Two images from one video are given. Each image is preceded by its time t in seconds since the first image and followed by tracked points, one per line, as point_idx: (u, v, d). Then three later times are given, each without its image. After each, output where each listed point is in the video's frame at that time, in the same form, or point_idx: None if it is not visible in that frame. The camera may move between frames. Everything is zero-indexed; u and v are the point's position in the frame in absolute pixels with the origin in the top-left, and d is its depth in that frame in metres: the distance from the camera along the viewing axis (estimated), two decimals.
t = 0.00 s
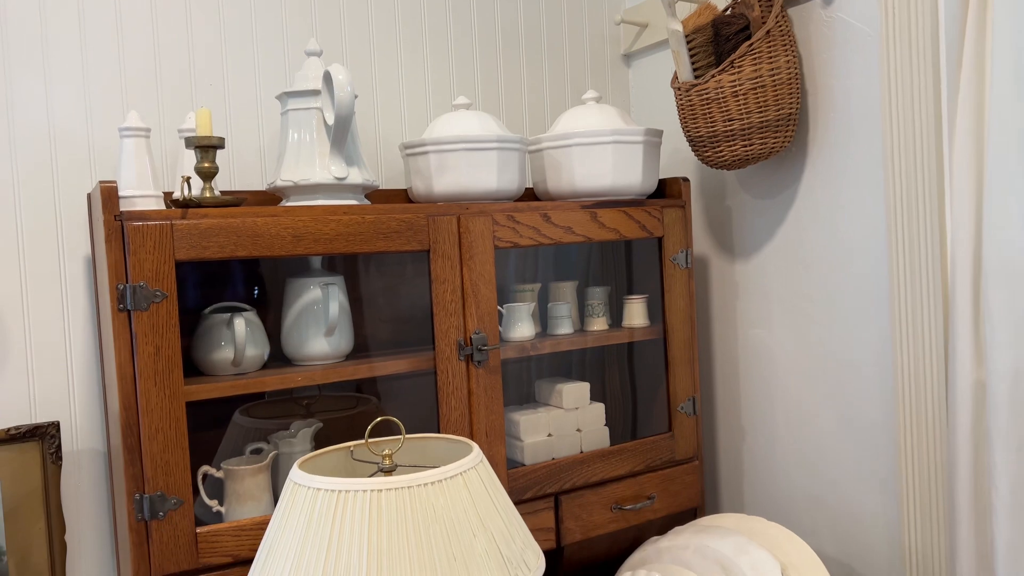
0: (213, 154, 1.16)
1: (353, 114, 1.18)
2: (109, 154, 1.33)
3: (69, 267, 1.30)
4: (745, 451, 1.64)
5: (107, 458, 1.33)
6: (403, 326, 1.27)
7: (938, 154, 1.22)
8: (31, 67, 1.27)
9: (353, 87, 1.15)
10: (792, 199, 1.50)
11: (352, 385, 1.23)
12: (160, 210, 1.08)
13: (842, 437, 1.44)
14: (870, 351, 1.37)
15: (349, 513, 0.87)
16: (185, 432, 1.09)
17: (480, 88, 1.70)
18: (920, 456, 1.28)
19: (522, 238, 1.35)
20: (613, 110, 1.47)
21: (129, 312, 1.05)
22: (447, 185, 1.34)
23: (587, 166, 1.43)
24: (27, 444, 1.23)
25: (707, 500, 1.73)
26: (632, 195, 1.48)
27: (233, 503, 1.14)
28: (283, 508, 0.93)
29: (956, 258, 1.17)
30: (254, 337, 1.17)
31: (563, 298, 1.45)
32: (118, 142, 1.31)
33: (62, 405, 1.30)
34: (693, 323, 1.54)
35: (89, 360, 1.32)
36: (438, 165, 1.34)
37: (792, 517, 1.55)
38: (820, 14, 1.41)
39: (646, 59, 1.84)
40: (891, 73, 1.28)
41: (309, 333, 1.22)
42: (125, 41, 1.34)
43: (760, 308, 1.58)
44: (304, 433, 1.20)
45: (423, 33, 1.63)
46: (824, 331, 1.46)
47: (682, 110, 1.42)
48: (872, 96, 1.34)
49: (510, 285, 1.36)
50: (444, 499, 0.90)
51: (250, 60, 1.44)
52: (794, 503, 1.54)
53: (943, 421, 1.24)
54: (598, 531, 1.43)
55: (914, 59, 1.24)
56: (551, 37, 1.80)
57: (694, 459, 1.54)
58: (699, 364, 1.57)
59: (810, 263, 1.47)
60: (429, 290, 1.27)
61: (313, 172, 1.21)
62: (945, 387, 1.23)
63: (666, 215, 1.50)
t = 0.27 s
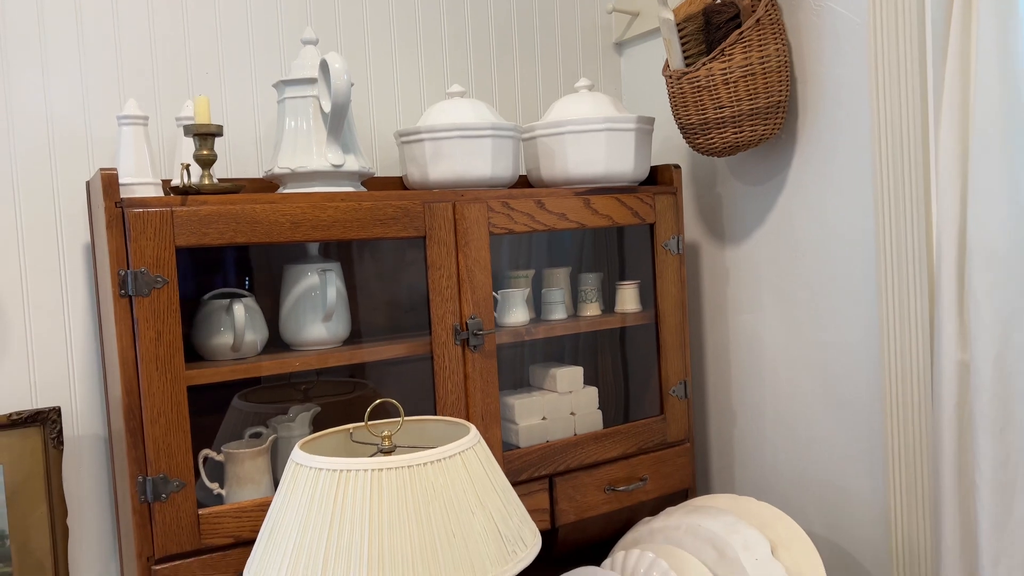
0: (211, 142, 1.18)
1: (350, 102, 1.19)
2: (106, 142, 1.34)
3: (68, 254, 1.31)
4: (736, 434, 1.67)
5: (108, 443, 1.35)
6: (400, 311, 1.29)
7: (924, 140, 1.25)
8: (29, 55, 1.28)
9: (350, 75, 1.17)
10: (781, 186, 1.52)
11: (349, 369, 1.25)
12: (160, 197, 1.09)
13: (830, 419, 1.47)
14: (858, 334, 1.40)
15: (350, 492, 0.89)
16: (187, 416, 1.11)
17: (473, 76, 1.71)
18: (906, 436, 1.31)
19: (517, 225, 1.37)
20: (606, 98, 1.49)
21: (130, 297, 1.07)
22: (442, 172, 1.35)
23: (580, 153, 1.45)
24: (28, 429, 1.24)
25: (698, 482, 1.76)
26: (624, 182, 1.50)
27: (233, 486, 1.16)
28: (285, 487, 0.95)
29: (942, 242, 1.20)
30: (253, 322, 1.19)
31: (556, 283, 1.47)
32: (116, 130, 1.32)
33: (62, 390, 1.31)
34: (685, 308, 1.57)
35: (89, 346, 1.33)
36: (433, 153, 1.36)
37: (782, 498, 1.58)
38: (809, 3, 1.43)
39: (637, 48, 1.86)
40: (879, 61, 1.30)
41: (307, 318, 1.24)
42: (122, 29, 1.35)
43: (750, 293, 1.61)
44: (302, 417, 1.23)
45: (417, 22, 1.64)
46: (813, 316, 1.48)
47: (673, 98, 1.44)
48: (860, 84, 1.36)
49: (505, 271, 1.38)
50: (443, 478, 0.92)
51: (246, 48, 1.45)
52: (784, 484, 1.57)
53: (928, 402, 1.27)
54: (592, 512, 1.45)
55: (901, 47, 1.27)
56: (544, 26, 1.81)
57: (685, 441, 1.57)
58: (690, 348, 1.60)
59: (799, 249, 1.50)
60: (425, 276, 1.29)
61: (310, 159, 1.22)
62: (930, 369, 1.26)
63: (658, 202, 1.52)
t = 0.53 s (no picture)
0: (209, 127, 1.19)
1: (346, 87, 1.20)
2: (103, 128, 1.35)
3: (67, 239, 1.32)
4: (728, 415, 1.69)
5: (109, 426, 1.36)
6: (397, 294, 1.31)
7: (913, 124, 1.27)
8: (25, 41, 1.28)
9: (346, 60, 1.18)
10: (773, 170, 1.54)
11: (347, 352, 1.27)
12: (159, 181, 1.10)
13: (821, 400, 1.49)
14: (848, 316, 1.42)
15: (351, 469, 0.91)
16: (188, 398, 1.12)
17: (468, 62, 1.72)
18: (895, 415, 1.33)
19: (512, 209, 1.39)
20: (599, 83, 1.50)
21: (131, 281, 1.08)
22: (438, 157, 1.37)
23: (574, 138, 1.46)
24: (29, 412, 1.26)
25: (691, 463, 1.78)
26: (618, 167, 1.51)
27: (234, 467, 1.18)
28: (287, 465, 0.97)
29: (930, 224, 1.22)
30: (252, 306, 1.21)
31: (551, 268, 1.50)
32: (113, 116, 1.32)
33: (62, 374, 1.32)
34: (678, 291, 1.59)
35: (88, 330, 1.34)
36: (428, 138, 1.37)
37: (773, 478, 1.61)
38: None
39: (630, 34, 1.87)
40: (869, 45, 1.32)
41: (305, 302, 1.25)
42: (118, 15, 1.35)
43: (742, 276, 1.63)
44: (301, 400, 1.25)
45: (412, 8, 1.65)
46: (804, 298, 1.51)
47: (666, 83, 1.45)
48: (850, 68, 1.38)
49: (500, 255, 1.39)
50: (442, 456, 0.94)
51: (242, 34, 1.46)
52: (775, 464, 1.60)
53: (916, 382, 1.30)
54: (587, 492, 1.48)
55: (891, 32, 1.28)
56: (538, 12, 1.82)
57: (678, 422, 1.59)
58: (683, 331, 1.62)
59: (790, 232, 1.52)
60: (422, 260, 1.30)
61: (307, 144, 1.23)
62: (918, 349, 1.28)
63: (651, 186, 1.54)
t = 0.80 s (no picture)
0: (204, 114, 1.19)
1: (340, 74, 1.21)
2: (98, 115, 1.35)
3: (63, 226, 1.33)
4: (720, 399, 1.71)
5: (107, 411, 1.37)
6: (391, 280, 1.32)
7: (901, 110, 1.29)
8: (19, 29, 1.28)
9: (340, 47, 1.18)
10: (764, 156, 1.56)
11: (343, 337, 1.29)
12: (155, 168, 1.11)
13: (810, 382, 1.51)
14: (837, 300, 1.44)
15: (348, 451, 0.93)
16: (185, 382, 1.13)
17: (461, 49, 1.73)
18: (883, 397, 1.35)
19: (505, 195, 1.40)
20: (592, 70, 1.51)
21: (128, 266, 1.09)
22: (431, 144, 1.38)
23: (567, 124, 1.47)
24: (28, 398, 1.27)
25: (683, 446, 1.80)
26: (610, 153, 1.52)
27: (231, 451, 1.19)
28: (284, 447, 0.98)
29: (918, 209, 1.24)
30: (247, 291, 1.22)
31: (544, 254, 1.51)
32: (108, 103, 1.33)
33: (59, 360, 1.33)
34: (670, 277, 1.60)
35: (85, 316, 1.35)
36: (422, 124, 1.38)
37: (763, 460, 1.63)
38: None
39: (622, 20, 1.88)
40: (858, 32, 1.33)
41: (301, 287, 1.27)
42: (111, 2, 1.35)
43: (733, 261, 1.65)
44: (297, 384, 1.26)
45: None
46: (794, 282, 1.52)
47: (658, 70, 1.46)
48: (840, 55, 1.39)
49: (493, 241, 1.41)
50: (437, 437, 0.95)
51: (235, 21, 1.46)
52: (765, 446, 1.62)
53: (903, 364, 1.32)
54: (580, 474, 1.50)
55: (880, 18, 1.30)
56: None
57: (670, 405, 1.61)
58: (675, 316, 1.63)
59: (780, 218, 1.54)
60: (416, 246, 1.32)
61: (302, 131, 1.24)
62: (906, 331, 1.30)
63: (643, 172, 1.55)
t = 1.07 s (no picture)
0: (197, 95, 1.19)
1: (333, 54, 1.21)
2: (92, 97, 1.35)
3: (57, 208, 1.33)
4: (712, 380, 1.72)
5: (103, 393, 1.38)
6: (386, 262, 1.32)
7: (893, 91, 1.29)
8: (11, 10, 1.28)
9: (333, 28, 1.18)
10: (757, 138, 1.56)
11: (338, 318, 1.29)
12: (149, 149, 1.11)
13: (802, 362, 1.52)
14: (829, 281, 1.45)
15: (343, 427, 0.94)
16: (181, 362, 1.14)
17: (454, 31, 1.73)
18: (873, 377, 1.37)
19: (499, 176, 1.40)
20: (585, 52, 1.51)
21: (123, 247, 1.09)
22: (425, 125, 1.38)
23: (560, 106, 1.48)
24: (25, 378, 1.29)
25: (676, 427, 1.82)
26: (603, 135, 1.53)
27: (227, 430, 1.20)
28: (279, 424, 0.99)
29: (909, 189, 1.25)
30: (242, 272, 1.22)
31: (538, 236, 1.52)
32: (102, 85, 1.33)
33: (56, 342, 1.34)
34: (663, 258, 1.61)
35: (80, 299, 1.36)
36: (415, 106, 1.38)
37: (756, 440, 1.64)
38: None
39: (616, 3, 1.88)
40: (851, 12, 1.33)
41: (295, 269, 1.27)
42: None
43: (726, 243, 1.65)
44: (292, 365, 1.27)
45: None
46: (787, 263, 1.53)
47: (651, 51, 1.47)
48: (833, 35, 1.39)
49: (487, 223, 1.41)
50: (431, 414, 0.97)
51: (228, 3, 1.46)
52: (758, 426, 1.64)
53: (893, 343, 1.33)
54: (574, 454, 1.51)
55: None
56: None
57: (663, 386, 1.62)
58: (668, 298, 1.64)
59: (773, 199, 1.54)
60: (410, 227, 1.32)
61: (295, 112, 1.24)
62: (897, 311, 1.32)
63: (637, 154, 1.55)
